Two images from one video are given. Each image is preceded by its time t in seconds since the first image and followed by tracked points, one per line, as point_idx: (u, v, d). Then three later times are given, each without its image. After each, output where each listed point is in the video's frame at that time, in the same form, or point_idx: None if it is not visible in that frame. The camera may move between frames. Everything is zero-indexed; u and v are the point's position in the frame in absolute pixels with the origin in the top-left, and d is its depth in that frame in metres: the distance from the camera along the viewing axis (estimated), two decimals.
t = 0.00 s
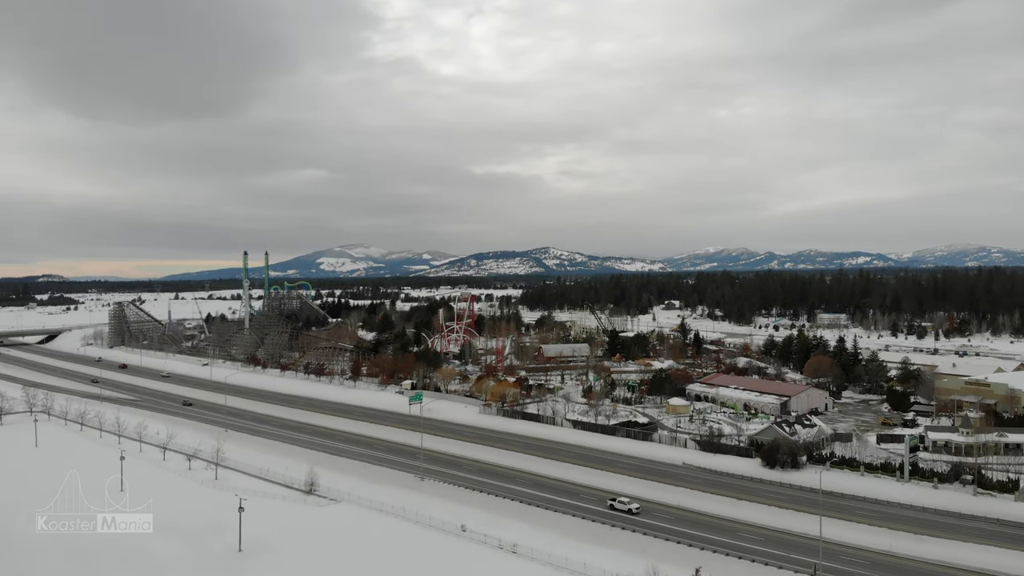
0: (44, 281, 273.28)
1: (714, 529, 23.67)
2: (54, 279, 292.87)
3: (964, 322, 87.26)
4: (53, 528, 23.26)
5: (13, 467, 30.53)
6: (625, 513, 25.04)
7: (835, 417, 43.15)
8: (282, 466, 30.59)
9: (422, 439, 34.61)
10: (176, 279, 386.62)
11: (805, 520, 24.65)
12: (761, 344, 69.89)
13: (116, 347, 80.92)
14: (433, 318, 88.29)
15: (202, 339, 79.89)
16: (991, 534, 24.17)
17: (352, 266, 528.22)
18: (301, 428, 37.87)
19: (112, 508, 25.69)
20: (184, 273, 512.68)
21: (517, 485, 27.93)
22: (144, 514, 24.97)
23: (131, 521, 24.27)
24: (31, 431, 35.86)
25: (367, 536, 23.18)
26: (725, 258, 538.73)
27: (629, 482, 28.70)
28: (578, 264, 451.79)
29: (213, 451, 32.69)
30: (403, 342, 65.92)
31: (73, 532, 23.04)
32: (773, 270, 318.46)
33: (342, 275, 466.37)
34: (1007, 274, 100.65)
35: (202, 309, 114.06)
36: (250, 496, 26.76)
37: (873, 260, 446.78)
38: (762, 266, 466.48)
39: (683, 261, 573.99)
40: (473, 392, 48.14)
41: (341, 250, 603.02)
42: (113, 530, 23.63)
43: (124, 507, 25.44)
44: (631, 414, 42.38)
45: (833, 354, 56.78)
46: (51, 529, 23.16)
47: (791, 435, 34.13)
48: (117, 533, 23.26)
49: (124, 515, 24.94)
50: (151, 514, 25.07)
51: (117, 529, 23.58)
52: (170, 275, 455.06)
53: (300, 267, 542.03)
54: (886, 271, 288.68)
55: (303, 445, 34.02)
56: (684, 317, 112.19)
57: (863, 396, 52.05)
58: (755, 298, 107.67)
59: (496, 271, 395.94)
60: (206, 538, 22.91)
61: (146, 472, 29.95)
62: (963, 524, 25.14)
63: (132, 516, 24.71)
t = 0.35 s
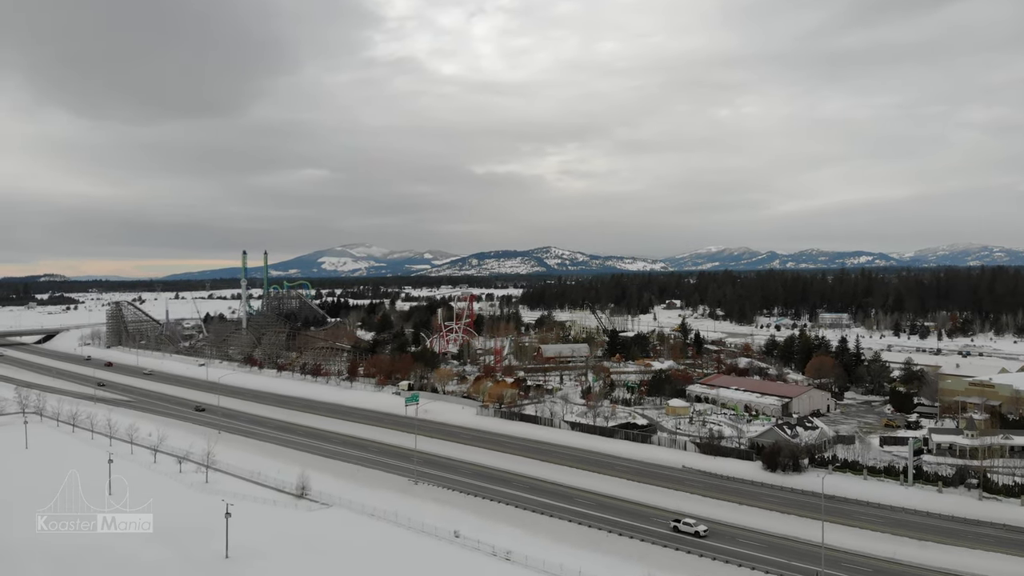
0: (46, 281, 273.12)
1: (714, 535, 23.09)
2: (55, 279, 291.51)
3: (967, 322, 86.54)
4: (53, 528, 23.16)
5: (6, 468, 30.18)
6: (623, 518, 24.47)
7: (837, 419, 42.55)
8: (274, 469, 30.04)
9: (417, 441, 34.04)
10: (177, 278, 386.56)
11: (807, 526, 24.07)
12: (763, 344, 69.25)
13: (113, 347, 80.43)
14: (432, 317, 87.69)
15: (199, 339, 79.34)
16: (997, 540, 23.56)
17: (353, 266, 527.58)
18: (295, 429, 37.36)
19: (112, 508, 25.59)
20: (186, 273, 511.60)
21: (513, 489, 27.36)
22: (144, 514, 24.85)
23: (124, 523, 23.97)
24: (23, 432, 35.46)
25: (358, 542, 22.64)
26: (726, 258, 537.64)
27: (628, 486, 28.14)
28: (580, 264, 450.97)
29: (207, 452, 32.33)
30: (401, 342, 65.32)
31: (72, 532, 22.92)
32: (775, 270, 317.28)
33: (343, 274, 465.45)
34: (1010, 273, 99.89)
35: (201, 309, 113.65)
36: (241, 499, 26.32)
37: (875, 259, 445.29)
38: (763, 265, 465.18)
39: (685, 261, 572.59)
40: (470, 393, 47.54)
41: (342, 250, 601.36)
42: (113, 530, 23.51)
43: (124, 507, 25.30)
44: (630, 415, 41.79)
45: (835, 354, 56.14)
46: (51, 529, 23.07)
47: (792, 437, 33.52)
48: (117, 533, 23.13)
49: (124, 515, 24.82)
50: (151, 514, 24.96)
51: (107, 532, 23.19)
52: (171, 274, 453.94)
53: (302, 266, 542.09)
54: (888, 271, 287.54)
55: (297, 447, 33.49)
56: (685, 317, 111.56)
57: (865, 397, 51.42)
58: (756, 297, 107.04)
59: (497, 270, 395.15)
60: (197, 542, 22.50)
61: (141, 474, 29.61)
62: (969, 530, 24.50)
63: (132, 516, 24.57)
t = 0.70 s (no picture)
0: (48, 280, 270.36)
1: (713, 541, 22.58)
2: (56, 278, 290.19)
3: (969, 322, 86.00)
4: (53, 528, 23.14)
5: None
6: (620, 523, 23.96)
7: (839, 420, 42.03)
8: (266, 472, 29.60)
9: (412, 444, 33.55)
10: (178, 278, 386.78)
11: (808, 532, 23.53)
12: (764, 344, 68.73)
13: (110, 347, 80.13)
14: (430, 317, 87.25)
15: (196, 339, 78.95)
16: (1002, 546, 23.01)
17: (354, 266, 527.07)
18: (289, 431, 36.92)
19: (112, 508, 25.56)
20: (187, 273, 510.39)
21: (508, 493, 26.91)
22: (144, 514, 24.86)
23: (113, 527, 23.59)
24: (14, 433, 35.05)
25: (349, 547, 22.18)
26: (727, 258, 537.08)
27: (625, 489, 27.66)
28: (581, 263, 450.42)
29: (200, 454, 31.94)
30: (399, 341, 64.83)
31: (73, 531, 22.94)
32: (777, 270, 316.56)
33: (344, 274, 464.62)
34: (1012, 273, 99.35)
35: (200, 309, 113.36)
36: (232, 503, 25.87)
37: (877, 259, 444.22)
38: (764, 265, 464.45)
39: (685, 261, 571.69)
40: (467, 393, 47.05)
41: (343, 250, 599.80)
42: (113, 530, 23.52)
43: (124, 507, 25.31)
44: (629, 417, 41.28)
45: (837, 355, 55.62)
46: (51, 529, 23.09)
47: (793, 440, 33.00)
48: (117, 533, 23.15)
49: (124, 515, 24.83)
50: (150, 514, 24.99)
51: (93, 536, 22.77)
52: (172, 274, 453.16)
53: (302, 266, 541.95)
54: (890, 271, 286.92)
55: (290, 450, 33.05)
56: (686, 317, 111.05)
57: (867, 398, 50.87)
58: (758, 297, 106.52)
59: (498, 270, 394.46)
60: (185, 547, 22.07)
61: (133, 476, 29.28)
62: (973, 535, 23.96)
63: (132, 516, 24.57)
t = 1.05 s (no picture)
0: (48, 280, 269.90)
1: (713, 547, 22.04)
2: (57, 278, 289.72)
3: (972, 322, 85.42)
4: (53, 528, 23.04)
5: None
6: (618, 528, 23.45)
7: (841, 422, 41.49)
8: (258, 475, 29.09)
9: (407, 447, 33.07)
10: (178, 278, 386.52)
11: (810, 538, 22.98)
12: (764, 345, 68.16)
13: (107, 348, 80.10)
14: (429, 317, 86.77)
15: (194, 339, 78.48)
16: (1009, 553, 22.45)
17: (355, 266, 526.74)
18: (284, 433, 36.44)
19: (112, 508, 25.41)
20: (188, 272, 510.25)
21: (504, 497, 26.39)
22: (145, 514, 24.73)
23: (102, 531, 23.12)
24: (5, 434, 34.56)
25: (340, 553, 21.65)
26: (728, 258, 536.34)
27: (623, 493, 27.18)
28: (582, 263, 449.99)
29: (192, 456, 31.47)
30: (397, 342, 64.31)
31: (75, 531, 22.84)
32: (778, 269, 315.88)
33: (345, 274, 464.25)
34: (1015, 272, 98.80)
35: (198, 309, 112.96)
36: (222, 507, 25.36)
37: (878, 259, 443.53)
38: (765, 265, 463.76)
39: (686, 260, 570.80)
40: (464, 394, 46.58)
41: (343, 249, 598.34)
42: (113, 530, 23.38)
43: (124, 507, 25.15)
44: (628, 418, 40.77)
45: (838, 356, 55.08)
46: (52, 529, 22.85)
47: (794, 442, 32.48)
48: (117, 533, 23.02)
49: (124, 515, 24.68)
50: (151, 514, 24.84)
51: (80, 539, 22.24)
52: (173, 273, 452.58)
53: (303, 265, 541.54)
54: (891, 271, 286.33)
55: (284, 452, 32.58)
56: (686, 317, 110.55)
57: (869, 399, 50.33)
58: (758, 296, 106.00)
59: (498, 270, 393.85)
60: (173, 552, 21.57)
61: (125, 478, 28.83)
62: (979, 541, 23.38)
63: (132, 516, 24.43)
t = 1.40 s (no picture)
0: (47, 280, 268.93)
1: (711, 554, 21.49)
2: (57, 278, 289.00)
3: (974, 322, 84.75)
4: (53, 528, 23.01)
5: None
6: (614, 535, 22.92)
7: (842, 424, 40.92)
8: (248, 478, 28.58)
9: (400, 450, 32.55)
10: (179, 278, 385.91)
11: (811, 544, 22.41)
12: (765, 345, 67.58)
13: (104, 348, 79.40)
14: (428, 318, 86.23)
15: (191, 339, 77.98)
16: (1014, 560, 21.87)
17: (356, 265, 526.37)
18: (277, 435, 35.97)
19: (112, 508, 25.34)
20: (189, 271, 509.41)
21: (499, 502, 25.85)
22: (145, 514, 24.67)
23: (88, 536, 22.54)
24: None
25: (330, 559, 21.15)
26: (729, 257, 535.53)
27: (620, 497, 26.68)
28: (583, 262, 449.30)
29: (183, 459, 31.06)
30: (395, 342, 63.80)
31: (75, 531, 22.82)
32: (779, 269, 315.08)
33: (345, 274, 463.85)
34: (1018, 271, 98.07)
35: (197, 308, 112.42)
36: (211, 512, 24.84)
37: (879, 258, 442.44)
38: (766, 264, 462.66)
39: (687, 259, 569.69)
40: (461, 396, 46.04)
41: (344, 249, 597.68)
42: (113, 530, 23.33)
43: (124, 507, 25.08)
44: (626, 421, 40.23)
45: (840, 356, 54.47)
46: (52, 529, 22.96)
47: (795, 445, 31.90)
48: (118, 533, 22.98)
49: (125, 515, 24.62)
50: (151, 514, 24.78)
51: (64, 545, 21.69)
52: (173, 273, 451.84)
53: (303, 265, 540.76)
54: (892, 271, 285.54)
55: (276, 454, 32.12)
56: (687, 317, 109.96)
57: (871, 400, 49.72)
58: (760, 296, 105.33)
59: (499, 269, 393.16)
60: (159, 557, 21.05)
61: (114, 481, 28.31)
62: (984, 548, 22.77)
63: (132, 516, 24.38)
